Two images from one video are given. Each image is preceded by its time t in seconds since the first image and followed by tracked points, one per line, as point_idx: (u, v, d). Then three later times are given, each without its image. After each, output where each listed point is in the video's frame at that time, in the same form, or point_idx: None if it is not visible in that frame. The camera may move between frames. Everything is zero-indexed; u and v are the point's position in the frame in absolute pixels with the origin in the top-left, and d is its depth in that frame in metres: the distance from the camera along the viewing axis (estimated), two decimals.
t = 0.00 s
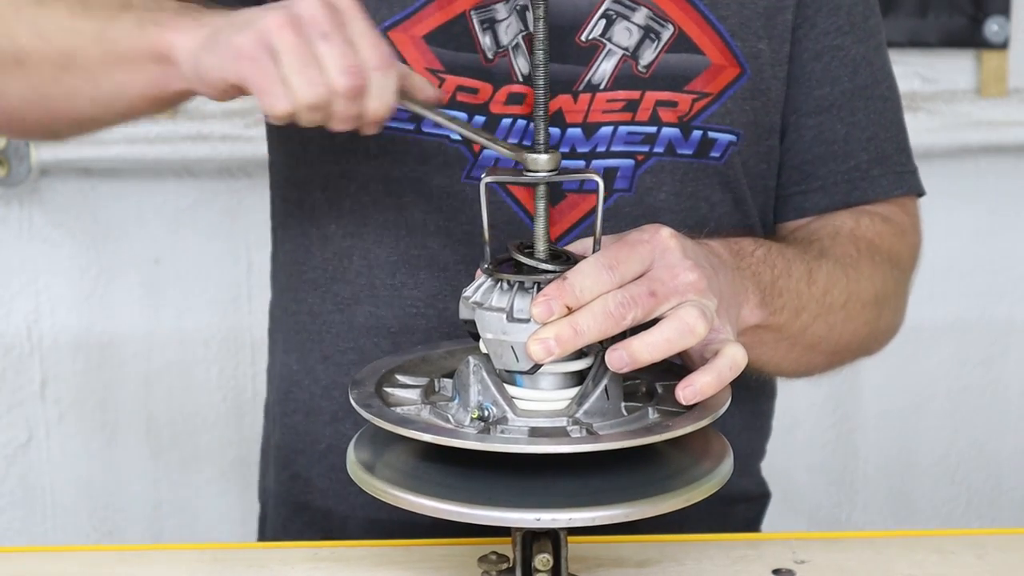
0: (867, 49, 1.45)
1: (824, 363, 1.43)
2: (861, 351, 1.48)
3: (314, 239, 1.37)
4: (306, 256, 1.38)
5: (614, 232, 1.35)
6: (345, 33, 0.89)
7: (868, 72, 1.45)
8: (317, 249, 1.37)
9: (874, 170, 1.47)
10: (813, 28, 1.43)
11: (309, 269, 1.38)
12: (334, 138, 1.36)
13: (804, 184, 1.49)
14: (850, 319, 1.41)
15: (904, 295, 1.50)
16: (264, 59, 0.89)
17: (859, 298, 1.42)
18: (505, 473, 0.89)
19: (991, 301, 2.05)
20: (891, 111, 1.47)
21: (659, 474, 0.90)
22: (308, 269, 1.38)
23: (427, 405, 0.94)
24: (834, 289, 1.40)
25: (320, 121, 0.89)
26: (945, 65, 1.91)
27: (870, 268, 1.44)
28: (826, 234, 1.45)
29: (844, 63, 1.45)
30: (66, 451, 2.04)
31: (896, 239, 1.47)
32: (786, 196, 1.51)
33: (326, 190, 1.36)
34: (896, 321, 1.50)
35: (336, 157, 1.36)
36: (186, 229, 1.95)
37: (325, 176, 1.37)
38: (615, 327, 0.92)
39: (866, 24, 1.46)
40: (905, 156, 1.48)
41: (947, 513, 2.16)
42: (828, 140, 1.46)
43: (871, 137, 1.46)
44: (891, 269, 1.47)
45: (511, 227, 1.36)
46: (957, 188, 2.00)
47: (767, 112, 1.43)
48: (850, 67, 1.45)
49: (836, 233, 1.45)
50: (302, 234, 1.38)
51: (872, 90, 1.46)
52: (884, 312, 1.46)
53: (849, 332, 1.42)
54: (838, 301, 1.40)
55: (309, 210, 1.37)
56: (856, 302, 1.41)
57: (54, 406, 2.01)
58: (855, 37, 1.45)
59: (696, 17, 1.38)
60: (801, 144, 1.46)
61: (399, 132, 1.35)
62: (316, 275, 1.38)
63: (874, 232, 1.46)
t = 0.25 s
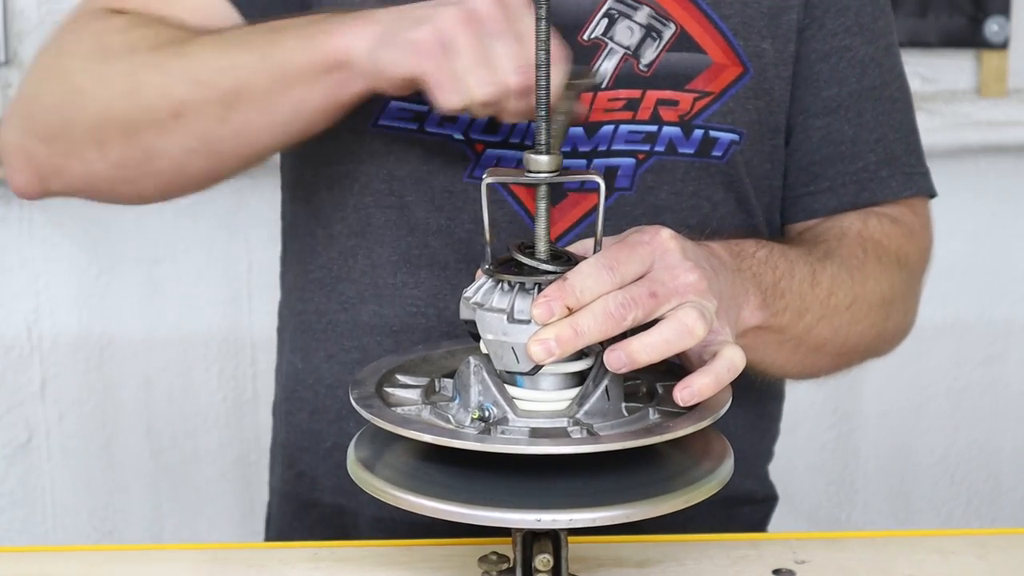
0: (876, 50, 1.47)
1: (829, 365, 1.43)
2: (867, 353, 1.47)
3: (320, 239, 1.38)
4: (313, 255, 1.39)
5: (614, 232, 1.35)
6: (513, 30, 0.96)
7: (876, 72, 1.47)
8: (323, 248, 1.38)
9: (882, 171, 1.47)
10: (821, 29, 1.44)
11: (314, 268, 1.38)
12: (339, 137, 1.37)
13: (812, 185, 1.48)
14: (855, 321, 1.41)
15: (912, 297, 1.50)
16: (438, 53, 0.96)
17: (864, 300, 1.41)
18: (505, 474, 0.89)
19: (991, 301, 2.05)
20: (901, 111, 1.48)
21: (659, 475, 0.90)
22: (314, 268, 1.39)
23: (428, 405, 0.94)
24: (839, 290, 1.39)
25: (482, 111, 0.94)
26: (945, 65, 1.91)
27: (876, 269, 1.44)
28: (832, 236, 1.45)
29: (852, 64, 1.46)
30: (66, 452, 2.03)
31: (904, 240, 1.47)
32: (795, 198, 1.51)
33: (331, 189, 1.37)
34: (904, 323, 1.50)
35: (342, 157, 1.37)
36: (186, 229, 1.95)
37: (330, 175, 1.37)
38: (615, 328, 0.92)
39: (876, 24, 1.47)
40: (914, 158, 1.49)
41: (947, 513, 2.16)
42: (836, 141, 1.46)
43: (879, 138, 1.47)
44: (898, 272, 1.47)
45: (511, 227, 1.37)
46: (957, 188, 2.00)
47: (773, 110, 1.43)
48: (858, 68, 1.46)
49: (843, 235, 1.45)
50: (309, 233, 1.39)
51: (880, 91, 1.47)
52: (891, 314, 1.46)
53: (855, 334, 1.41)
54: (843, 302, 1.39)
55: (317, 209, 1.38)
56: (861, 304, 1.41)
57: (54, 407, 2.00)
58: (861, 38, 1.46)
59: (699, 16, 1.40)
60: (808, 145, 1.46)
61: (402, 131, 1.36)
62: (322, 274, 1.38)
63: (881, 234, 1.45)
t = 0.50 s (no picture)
0: (880, 51, 1.46)
1: (831, 364, 1.43)
2: (871, 352, 1.47)
3: (327, 225, 1.38)
4: (320, 241, 1.38)
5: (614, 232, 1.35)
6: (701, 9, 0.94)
7: (880, 72, 1.46)
8: (330, 234, 1.38)
9: (883, 171, 1.47)
10: (825, 29, 1.45)
11: (323, 253, 1.38)
12: (359, 126, 1.38)
13: (814, 184, 1.49)
14: (857, 321, 1.41)
15: (916, 297, 1.49)
16: None
17: (866, 299, 1.41)
18: (505, 474, 0.89)
19: (991, 301, 2.06)
20: (904, 111, 1.48)
21: (659, 476, 0.90)
22: (322, 254, 1.38)
23: (428, 405, 0.94)
24: (840, 290, 1.39)
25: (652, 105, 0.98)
26: (945, 65, 1.91)
27: (878, 269, 1.43)
28: (834, 236, 1.45)
29: (856, 63, 1.46)
30: (66, 452, 2.03)
31: (906, 240, 1.47)
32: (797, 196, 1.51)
33: (344, 176, 1.38)
34: (908, 322, 1.49)
35: (360, 141, 1.38)
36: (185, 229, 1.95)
37: (347, 161, 1.38)
38: (616, 329, 0.92)
39: (879, 25, 1.47)
40: (915, 158, 1.48)
41: (947, 513, 2.16)
42: (839, 140, 1.46)
43: (881, 138, 1.47)
44: (901, 272, 1.46)
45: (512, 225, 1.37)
46: (958, 188, 2.00)
47: (773, 111, 1.43)
48: (861, 67, 1.46)
49: (844, 235, 1.45)
50: (314, 219, 1.39)
51: (883, 91, 1.46)
52: (894, 313, 1.45)
53: (858, 334, 1.41)
54: (844, 302, 1.39)
55: (326, 195, 1.38)
56: (864, 303, 1.41)
57: (54, 406, 2.01)
58: (865, 38, 1.46)
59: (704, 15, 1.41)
60: (812, 143, 1.47)
61: (421, 125, 1.37)
62: (329, 261, 1.38)
63: (883, 234, 1.45)
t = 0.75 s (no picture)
0: (875, 53, 1.45)
1: (826, 364, 1.43)
2: (864, 353, 1.47)
3: (344, 201, 1.39)
4: (333, 216, 1.39)
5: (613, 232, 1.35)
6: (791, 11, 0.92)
7: (874, 75, 1.45)
8: (346, 210, 1.39)
9: (876, 173, 1.47)
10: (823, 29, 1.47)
11: (337, 228, 1.39)
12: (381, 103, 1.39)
13: (807, 185, 1.49)
14: (853, 321, 1.41)
15: (908, 298, 1.50)
16: None
17: (860, 300, 1.41)
18: (504, 476, 0.89)
19: (992, 301, 2.05)
20: (898, 114, 1.47)
21: (658, 477, 0.90)
22: (336, 230, 1.39)
23: (428, 407, 0.94)
24: (837, 291, 1.39)
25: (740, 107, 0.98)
26: (946, 65, 1.91)
27: (873, 270, 1.44)
28: (829, 237, 1.45)
29: (850, 66, 1.45)
30: (66, 451, 2.04)
31: (901, 241, 1.46)
32: (790, 197, 1.51)
33: (363, 153, 1.39)
34: (900, 323, 1.50)
35: (382, 120, 1.39)
36: (185, 228, 1.95)
37: (367, 138, 1.39)
38: (616, 330, 0.92)
39: (875, 28, 1.46)
40: (908, 160, 1.48)
41: (947, 512, 2.16)
42: (831, 142, 1.46)
43: (875, 139, 1.46)
44: (894, 273, 1.47)
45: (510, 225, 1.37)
46: (958, 189, 2.00)
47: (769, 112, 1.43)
48: (856, 70, 1.46)
49: (840, 235, 1.45)
50: (326, 193, 1.39)
51: (877, 92, 1.46)
52: (887, 315, 1.46)
53: (852, 335, 1.41)
54: (840, 302, 1.39)
55: (342, 171, 1.39)
56: (858, 304, 1.41)
57: (54, 405, 2.01)
58: (862, 40, 1.45)
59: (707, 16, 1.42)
60: (802, 147, 1.47)
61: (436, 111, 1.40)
62: (342, 237, 1.39)
63: (879, 235, 1.45)
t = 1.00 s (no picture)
0: (861, 54, 1.45)
1: (831, 357, 1.43)
2: (868, 347, 1.47)
3: (332, 206, 1.39)
4: (322, 221, 1.39)
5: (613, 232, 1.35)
6: None
7: (859, 76, 1.45)
8: (334, 215, 1.39)
9: (866, 173, 1.46)
10: (807, 32, 1.45)
11: (326, 233, 1.38)
12: (370, 105, 1.39)
13: (799, 187, 1.49)
14: (856, 313, 1.41)
15: (911, 292, 1.49)
16: None
17: (864, 292, 1.41)
18: (505, 474, 0.89)
19: (991, 301, 2.05)
20: (887, 115, 1.46)
21: (659, 475, 0.90)
22: (325, 234, 1.38)
23: (428, 406, 0.94)
24: (838, 283, 1.39)
25: (710, 71, 0.90)
26: (946, 65, 1.91)
27: (875, 263, 1.43)
28: (831, 231, 1.45)
29: (835, 67, 1.45)
30: (66, 451, 2.04)
31: (902, 235, 1.46)
32: (784, 199, 1.51)
33: (351, 157, 1.39)
34: (905, 318, 1.49)
35: (371, 123, 1.39)
36: (185, 229, 1.95)
37: (355, 143, 1.39)
38: (615, 326, 0.92)
39: (862, 28, 1.45)
40: (900, 159, 1.47)
41: (947, 513, 2.16)
42: (820, 144, 1.46)
43: (863, 141, 1.46)
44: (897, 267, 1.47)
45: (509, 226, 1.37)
46: (958, 189, 2.00)
47: (763, 115, 1.43)
48: (842, 72, 1.45)
49: (841, 229, 1.45)
50: (315, 198, 1.39)
51: (865, 93, 1.45)
52: (891, 308, 1.45)
53: (856, 327, 1.41)
54: (843, 294, 1.39)
55: (331, 176, 1.39)
56: (862, 296, 1.41)
57: (54, 406, 2.01)
58: (848, 42, 1.45)
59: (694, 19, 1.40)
60: (792, 148, 1.47)
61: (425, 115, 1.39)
62: (331, 242, 1.39)
63: (880, 228, 1.45)
